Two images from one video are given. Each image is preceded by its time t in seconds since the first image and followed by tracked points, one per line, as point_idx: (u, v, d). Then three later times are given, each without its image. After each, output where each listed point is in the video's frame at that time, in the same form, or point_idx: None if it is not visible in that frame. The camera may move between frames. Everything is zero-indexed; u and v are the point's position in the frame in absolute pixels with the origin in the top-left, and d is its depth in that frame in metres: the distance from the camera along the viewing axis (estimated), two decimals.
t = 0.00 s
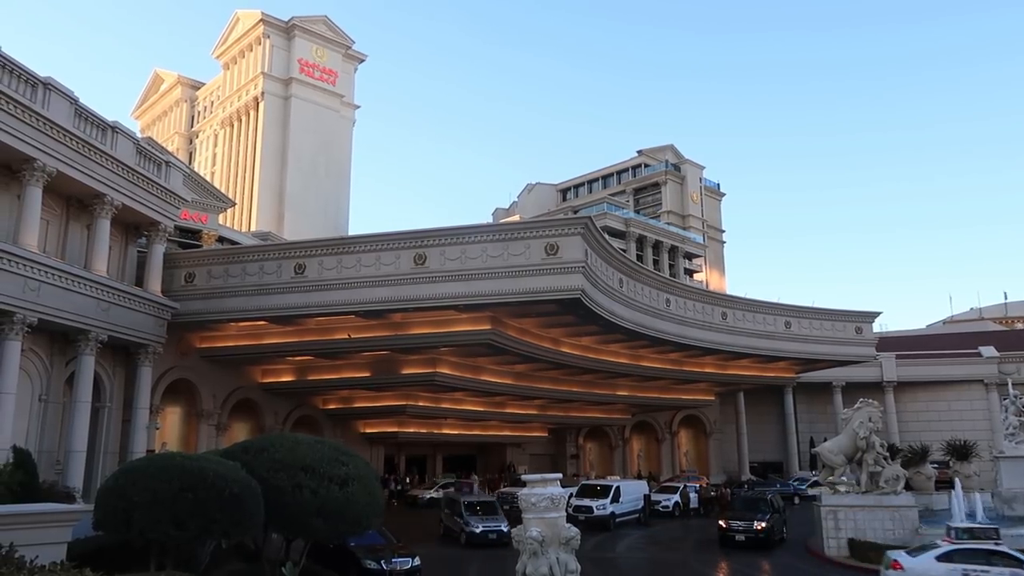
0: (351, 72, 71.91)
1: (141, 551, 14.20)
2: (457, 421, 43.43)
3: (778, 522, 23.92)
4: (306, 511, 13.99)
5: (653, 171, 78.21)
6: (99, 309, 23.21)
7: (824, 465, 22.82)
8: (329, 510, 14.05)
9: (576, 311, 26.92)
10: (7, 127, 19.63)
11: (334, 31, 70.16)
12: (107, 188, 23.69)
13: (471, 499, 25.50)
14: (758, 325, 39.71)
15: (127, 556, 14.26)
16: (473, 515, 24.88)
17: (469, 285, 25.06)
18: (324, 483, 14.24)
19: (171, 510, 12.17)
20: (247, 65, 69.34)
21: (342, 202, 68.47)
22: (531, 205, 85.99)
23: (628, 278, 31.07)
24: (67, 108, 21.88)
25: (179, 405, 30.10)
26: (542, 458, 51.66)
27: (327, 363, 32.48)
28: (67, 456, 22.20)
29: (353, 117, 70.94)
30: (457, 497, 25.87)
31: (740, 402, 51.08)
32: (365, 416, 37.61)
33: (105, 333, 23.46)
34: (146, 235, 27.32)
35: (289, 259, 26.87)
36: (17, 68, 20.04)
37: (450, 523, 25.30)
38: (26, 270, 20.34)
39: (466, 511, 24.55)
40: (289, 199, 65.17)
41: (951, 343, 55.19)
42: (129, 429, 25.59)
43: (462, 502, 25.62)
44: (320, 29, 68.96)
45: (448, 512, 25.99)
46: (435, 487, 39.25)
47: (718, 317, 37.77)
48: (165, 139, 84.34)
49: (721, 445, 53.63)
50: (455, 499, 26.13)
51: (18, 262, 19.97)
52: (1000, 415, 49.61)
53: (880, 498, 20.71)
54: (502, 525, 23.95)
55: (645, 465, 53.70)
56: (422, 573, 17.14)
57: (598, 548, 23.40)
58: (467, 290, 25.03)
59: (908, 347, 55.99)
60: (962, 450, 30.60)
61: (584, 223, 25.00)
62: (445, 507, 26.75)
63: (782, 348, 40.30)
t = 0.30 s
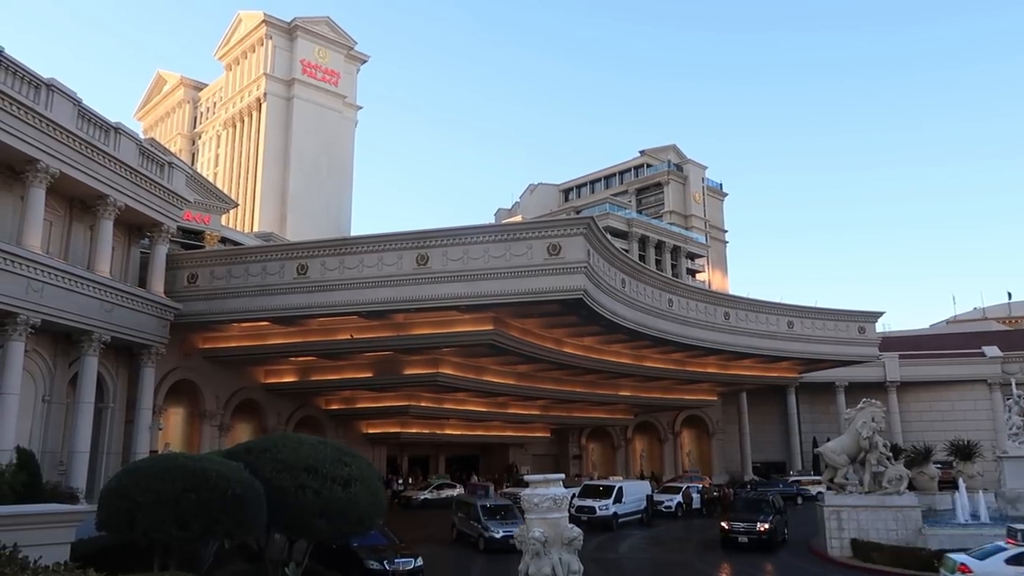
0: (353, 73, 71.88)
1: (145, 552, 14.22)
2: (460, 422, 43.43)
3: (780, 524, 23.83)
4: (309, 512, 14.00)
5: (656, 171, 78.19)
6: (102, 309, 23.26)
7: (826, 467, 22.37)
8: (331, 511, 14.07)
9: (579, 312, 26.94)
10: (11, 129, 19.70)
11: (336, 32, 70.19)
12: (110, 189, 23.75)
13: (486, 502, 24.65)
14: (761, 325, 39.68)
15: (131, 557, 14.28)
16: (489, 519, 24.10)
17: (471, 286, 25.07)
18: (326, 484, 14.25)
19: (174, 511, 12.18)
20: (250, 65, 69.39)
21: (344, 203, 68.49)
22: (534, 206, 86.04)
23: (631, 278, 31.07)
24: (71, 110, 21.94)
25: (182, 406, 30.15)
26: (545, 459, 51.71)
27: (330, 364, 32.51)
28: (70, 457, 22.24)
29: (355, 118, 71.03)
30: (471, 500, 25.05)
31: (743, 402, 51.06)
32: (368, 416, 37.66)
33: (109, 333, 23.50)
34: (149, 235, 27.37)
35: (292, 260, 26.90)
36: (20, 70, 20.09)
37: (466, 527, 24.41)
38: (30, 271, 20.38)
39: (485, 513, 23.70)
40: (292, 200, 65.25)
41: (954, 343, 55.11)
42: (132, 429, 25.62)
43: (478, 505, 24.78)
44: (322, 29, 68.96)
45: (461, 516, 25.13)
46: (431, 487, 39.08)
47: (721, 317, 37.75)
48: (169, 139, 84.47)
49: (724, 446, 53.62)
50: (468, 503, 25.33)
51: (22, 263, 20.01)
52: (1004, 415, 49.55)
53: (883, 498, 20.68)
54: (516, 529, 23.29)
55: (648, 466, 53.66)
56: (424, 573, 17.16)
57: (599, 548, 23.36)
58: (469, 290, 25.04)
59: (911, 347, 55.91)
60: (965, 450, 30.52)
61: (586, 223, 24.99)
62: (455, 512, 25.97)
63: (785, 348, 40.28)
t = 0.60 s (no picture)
0: (354, 73, 71.79)
1: (146, 552, 14.23)
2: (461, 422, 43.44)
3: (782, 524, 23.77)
4: (310, 512, 14.00)
5: (657, 171, 78.18)
6: (103, 310, 23.26)
7: (827, 467, 22.35)
8: (333, 511, 14.07)
9: (580, 312, 26.94)
10: (12, 129, 19.72)
11: (337, 32, 70.23)
12: (112, 190, 23.77)
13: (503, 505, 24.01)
14: (762, 325, 39.67)
15: (132, 557, 14.28)
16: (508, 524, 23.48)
17: (472, 286, 25.07)
18: (328, 484, 14.26)
19: (175, 512, 12.17)
20: (251, 66, 69.41)
21: (345, 203, 68.53)
22: (535, 206, 86.04)
23: (632, 279, 31.06)
24: (72, 110, 21.96)
25: (183, 406, 30.16)
26: (546, 459, 51.71)
27: (331, 364, 32.52)
28: (72, 457, 22.27)
29: (356, 118, 71.06)
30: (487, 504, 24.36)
31: (744, 402, 51.06)
32: (370, 417, 37.65)
33: (110, 334, 23.52)
34: (150, 236, 27.37)
35: (293, 260, 26.91)
36: (21, 70, 20.10)
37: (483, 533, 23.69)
38: (32, 272, 20.41)
39: (502, 518, 23.10)
40: (293, 200, 65.29)
41: (955, 343, 55.06)
42: (133, 430, 25.63)
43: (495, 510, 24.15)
44: (323, 30, 69.01)
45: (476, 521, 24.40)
46: (425, 487, 38.72)
47: (722, 318, 37.74)
48: (170, 140, 84.52)
49: (725, 446, 53.60)
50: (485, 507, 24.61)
51: (23, 264, 20.03)
52: (1005, 415, 49.51)
53: (885, 498, 20.66)
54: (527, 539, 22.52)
55: (649, 466, 53.65)
56: (425, 573, 17.16)
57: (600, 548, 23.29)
58: (470, 291, 25.04)
59: (913, 347, 55.89)
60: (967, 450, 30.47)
61: (587, 223, 24.99)
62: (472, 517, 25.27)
63: (786, 348, 40.26)
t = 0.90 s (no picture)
0: (356, 73, 71.72)
1: (148, 552, 14.24)
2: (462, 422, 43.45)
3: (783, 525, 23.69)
4: (311, 512, 14.01)
5: (658, 172, 78.16)
6: (104, 310, 23.29)
7: (829, 467, 22.36)
8: (334, 511, 14.07)
9: (581, 313, 26.94)
10: (14, 130, 19.74)
11: (338, 32, 70.30)
12: (113, 190, 23.79)
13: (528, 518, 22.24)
14: (764, 325, 39.66)
15: (134, 557, 14.28)
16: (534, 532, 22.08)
17: (473, 286, 25.09)
18: (329, 484, 14.28)
19: (177, 512, 12.18)
20: (252, 66, 69.44)
21: (347, 203, 68.56)
22: (536, 206, 86.05)
23: (633, 279, 31.06)
24: (73, 110, 21.96)
25: (185, 407, 30.20)
26: (547, 460, 51.69)
27: (332, 364, 32.56)
28: (73, 457, 22.30)
29: (358, 119, 71.04)
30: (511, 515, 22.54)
31: (745, 403, 51.05)
32: (371, 417, 37.67)
33: (112, 334, 23.54)
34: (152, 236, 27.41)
35: (295, 260, 26.94)
36: (23, 71, 20.12)
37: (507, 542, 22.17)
38: (33, 272, 20.43)
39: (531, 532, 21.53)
40: (294, 201, 65.32)
41: (957, 344, 55.04)
42: (135, 430, 25.67)
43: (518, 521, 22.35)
44: (325, 30, 69.12)
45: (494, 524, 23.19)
46: (421, 487, 38.48)
47: (723, 318, 37.73)
48: (171, 140, 84.59)
49: (726, 446, 53.58)
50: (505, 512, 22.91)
51: (25, 264, 20.03)
52: (1007, 416, 49.49)
53: (886, 498, 20.64)
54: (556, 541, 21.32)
55: (650, 466, 53.64)
56: (426, 573, 17.16)
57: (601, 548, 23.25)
58: (471, 291, 25.05)
59: (914, 347, 55.89)
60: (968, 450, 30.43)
61: (589, 223, 25.00)
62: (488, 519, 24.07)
63: (788, 348, 40.25)
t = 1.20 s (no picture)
0: (357, 74, 71.81)
1: (151, 552, 14.26)
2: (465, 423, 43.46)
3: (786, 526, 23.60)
4: (314, 513, 14.01)
5: (660, 172, 78.11)
6: (107, 311, 23.33)
7: (832, 467, 22.34)
8: (337, 512, 14.08)
9: (583, 313, 26.93)
10: (17, 131, 19.77)
11: (340, 33, 70.38)
12: (116, 191, 23.83)
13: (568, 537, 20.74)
14: (766, 325, 39.62)
15: (137, 557, 14.30)
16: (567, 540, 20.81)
17: (476, 287, 25.10)
18: (332, 485, 14.29)
19: (179, 512, 12.20)
20: (254, 67, 69.54)
21: (349, 204, 68.62)
22: (538, 207, 86.07)
23: (635, 279, 31.06)
24: (76, 112, 22.00)
25: (187, 407, 30.25)
26: (550, 460, 51.66)
27: (335, 365, 32.58)
28: (76, 458, 22.34)
29: (360, 119, 71.07)
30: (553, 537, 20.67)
31: (748, 403, 50.99)
32: (373, 417, 37.68)
33: (115, 335, 23.59)
34: (154, 237, 27.45)
35: (297, 261, 26.96)
36: (26, 72, 20.17)
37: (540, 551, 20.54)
38: (36, 273, 20.46)
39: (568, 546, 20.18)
40: (296, 202, 65.37)
41: (960, 344, 54.97)
42: (138, 430, 25.70)
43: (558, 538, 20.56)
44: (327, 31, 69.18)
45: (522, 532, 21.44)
46: (421, 487, 38.46)
47: (726, 318, 37.71)
48: (173, 141, 84.73)
49: (729, 447, 53.51)
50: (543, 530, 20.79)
51: (27, 265, 20.06)
52: (1010, 416, 49.40)
53: (890, 498, 20.59)
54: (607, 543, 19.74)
55: (653, 466, 53.63)
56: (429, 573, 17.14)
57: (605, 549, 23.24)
58: (474, 291, 25.06)
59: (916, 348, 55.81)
60: (972, 450, 30.37)
61: (591, 224, 25.01)
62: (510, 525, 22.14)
63: (790, 348, 40.20)
